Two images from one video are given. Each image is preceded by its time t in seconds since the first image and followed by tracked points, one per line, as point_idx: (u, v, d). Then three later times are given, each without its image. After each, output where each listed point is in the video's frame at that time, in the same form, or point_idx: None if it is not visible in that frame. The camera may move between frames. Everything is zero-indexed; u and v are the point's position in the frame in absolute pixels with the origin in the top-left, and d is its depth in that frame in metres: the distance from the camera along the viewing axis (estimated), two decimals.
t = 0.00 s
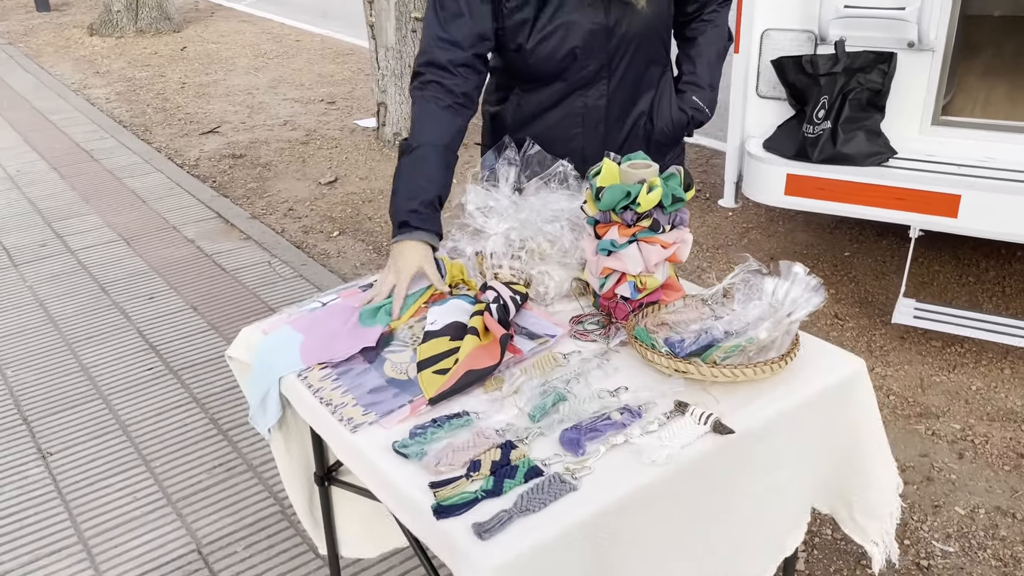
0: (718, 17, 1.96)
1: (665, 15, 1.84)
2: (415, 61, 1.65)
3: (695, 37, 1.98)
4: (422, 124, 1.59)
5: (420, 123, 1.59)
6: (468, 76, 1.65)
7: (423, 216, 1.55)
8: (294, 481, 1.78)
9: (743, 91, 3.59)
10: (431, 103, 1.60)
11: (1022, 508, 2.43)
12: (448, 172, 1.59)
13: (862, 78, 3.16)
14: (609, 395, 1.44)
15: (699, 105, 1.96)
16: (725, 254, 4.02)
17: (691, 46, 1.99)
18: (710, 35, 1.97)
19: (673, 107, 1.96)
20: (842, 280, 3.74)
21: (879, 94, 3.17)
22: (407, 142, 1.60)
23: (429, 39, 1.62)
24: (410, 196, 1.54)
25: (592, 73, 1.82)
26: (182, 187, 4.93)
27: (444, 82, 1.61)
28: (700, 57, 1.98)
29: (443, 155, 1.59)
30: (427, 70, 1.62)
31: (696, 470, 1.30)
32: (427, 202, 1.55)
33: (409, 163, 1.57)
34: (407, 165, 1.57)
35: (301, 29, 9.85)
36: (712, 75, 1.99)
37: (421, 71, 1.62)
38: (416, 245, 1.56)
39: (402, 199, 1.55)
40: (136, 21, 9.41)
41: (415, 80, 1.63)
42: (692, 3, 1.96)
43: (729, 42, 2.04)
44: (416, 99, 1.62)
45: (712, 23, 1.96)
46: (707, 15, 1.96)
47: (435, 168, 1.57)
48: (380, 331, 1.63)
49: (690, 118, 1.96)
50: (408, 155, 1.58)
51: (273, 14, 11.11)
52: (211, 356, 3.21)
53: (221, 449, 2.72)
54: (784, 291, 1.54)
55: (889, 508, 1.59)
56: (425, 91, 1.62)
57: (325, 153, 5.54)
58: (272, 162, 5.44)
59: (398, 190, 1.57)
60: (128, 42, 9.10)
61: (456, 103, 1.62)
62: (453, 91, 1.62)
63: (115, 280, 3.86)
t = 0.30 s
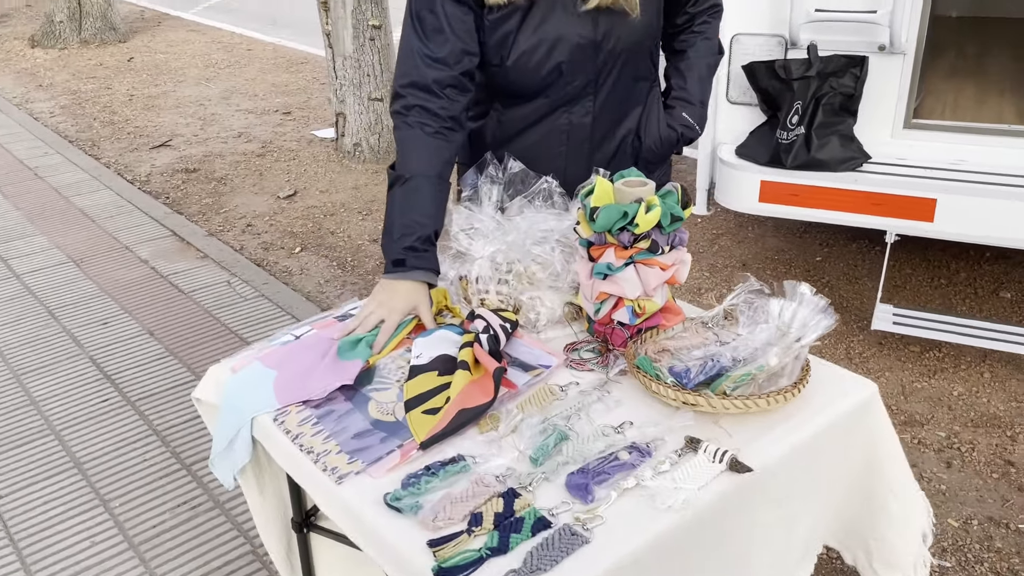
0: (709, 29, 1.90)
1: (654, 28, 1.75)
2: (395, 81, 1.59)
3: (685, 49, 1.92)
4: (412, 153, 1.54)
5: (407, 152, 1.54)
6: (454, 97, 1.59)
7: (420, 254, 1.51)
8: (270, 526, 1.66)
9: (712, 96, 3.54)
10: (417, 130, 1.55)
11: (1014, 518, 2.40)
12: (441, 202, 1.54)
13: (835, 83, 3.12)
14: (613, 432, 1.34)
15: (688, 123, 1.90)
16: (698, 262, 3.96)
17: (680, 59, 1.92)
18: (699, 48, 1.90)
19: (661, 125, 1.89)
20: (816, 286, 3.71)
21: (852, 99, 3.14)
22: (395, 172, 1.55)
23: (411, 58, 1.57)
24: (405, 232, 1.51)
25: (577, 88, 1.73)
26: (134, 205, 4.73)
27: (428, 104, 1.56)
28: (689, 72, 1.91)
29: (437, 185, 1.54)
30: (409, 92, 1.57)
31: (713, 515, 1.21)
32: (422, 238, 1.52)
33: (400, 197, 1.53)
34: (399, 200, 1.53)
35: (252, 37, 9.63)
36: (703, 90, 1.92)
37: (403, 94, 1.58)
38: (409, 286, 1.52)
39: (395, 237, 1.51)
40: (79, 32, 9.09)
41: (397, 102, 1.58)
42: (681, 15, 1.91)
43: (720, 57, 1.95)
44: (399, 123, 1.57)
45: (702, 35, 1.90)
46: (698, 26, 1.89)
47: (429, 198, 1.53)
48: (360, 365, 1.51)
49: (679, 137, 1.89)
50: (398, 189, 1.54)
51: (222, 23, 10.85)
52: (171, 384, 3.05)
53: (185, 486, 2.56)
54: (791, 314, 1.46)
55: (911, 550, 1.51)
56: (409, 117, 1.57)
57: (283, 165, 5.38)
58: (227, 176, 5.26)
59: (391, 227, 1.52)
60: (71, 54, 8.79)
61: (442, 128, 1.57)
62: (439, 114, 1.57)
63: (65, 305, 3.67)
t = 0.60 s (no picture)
0: (705, 66, 1.84)
1: (653, 76, 1.74)
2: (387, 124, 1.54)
3: (682, 87, 1.86)
4: (409, 190, 1.47)
5: (404, 190, 1.47)
6: (450, 143, 1.55)
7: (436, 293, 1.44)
8: None
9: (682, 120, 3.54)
10: (417, 170, 1.49)
11: (1006, 537, 2.42)
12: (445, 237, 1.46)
13: (805, 106, 3.16)
14: (641, 482, 1.30)
15: (687, 160, 1.86)
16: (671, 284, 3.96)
17: (677, 96, 1.87)
18: (696, 85, 1.85)
19: (659, 162, 1.85)
20: (789, 306, 3.73)
21: (822, 122, 3.18)
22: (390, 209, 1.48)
23: (406, 103, 1.52)
24: (413, 264, 1.39)
25: (577, 132, 1.73)
26: (86, 241, 4.56)
27: (425, 149, 1.51)
28: (688, 109, 1.86)
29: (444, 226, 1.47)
30: (403, 134, 1.51)
31: (754, 566, 1.17)
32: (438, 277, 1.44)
33: (400, 231, 1.43)
34: (399, 234, 1.44)
35: (198, 63, 9.45)
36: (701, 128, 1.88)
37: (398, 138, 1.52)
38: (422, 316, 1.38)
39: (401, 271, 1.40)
40: (17, 60, 8.80)
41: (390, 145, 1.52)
42: (678, 54, 1.83)
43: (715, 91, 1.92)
44: (393, 165, 1.51)
45: (697, 71, 1.84)
46: (694, 64, 1.83)
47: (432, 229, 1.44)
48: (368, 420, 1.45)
49: (678, 176, 1.85)
50: (396, 225, 1.45)
51: (165, 48, 10.63)
52: (139, 432, 2.92)
53: (162, 541, 2.44)
54: (808, 350, 1.43)
55: None
56: (408, 158, 1.50)
57: (241, 195, 5.25)
58: (183, 208, 5.11)
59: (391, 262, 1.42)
60: (9, 83, 8.50)
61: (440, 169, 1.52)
62: (436, 158, 1.52)
63: (19, 350, 3.49)
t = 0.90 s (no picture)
0: (706, 106, 1.85)
1: (660, 122, 1.80)
2: (419, 167, 1.58)
3: (683, 127, 1.86)
4: (460, 242, 1.51)
5: (451, 240, 1.51)
6: (483, 187, 1.61)
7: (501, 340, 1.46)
8: None
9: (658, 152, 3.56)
10: (456, 217, 1.54)
11: (998, 554, 2.48)
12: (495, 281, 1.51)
13: (782, 137, 3.25)
14: (683, 524, 1.31)
15: (694, 199, 1.89)
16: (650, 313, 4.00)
17: (680, 135, 1.86)
18: (698, 123, 1.86)
19: (667, 201, 1.90)
20: (767, 331, 3.80)
21: (797, 152, 3.27)
22: (437, 261, 1.52)
23: (438, 148, 1.57)
24: (482, 316, 1.44)
25: (590, 177, 1.80)
26: (51, 283, 4.44)
27: (463, 194, 1.56)
28: (692, 149, 1.87)
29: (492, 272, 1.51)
30: (442, 181, 1.56)
31: None
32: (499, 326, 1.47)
33: (459, 285, 1.48)
34: (456, 286, 1.48)
35: (151, 97, 9.31)
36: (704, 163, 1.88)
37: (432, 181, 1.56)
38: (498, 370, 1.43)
39: (469, 323, 1.45)
40: None
41: (427, 190, 1.56)
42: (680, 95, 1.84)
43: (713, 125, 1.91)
44: (432, 213, 1.54)
45: (699, 110, 1.85)
46: (696, 104, 1.84)
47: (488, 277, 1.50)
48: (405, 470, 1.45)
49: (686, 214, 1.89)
50: (450, 280, 1.49)
51: (116, 82, 10.46)
52: (124, 482, 2.84)
53: None
54: (834, 386, 1.47)
55: None
56: (443, 203, 1.55)
57: (208, 232, 5.18)
58: (149, 246, 5.01)
59: (452, 314, 1.47)
60: None
61: (478, 213, 1.57)
62: (474, 200, 1.58)
63: None
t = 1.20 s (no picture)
0: (681, 140, 1.97)
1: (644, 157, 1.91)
2: (420, 206, 1.65)
3: (660, 160, 1.97)
4: (463, 273, 1.59)
5: (454, 271, 1.59)
6: (481, 223, 1.68)
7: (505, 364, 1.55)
8: None
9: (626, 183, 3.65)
10: (457, 251, 1.62)
11: (967, 562, 2.61)
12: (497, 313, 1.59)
13: (747, 167, 3.38)
14: (687, 538, 1.39)
15: (674, 228, 1.99)
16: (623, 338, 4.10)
17: (657, 169, 1.97)
18: (676, 156, 1.98)
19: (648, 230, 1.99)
20: (737, 352, 3.92)
21: (762, 180, 3.40)
22: (443, 293, 1.60)
23: (438, 186, 1.64)
24: (487, 343, 1.53)
25: (578, 208, 1.90)
26: (22, 322, 4.40)
27: (463, 229, 1.64)
28: (670, 181, 1.98)
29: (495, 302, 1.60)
30: (444, 217, 1.64)
31: None
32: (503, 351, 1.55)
33: (465, 313, 1.56)
34: (461, 317, 1.56)
35: (112, 131, 9.26)
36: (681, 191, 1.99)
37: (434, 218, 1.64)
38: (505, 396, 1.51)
39: (475, 351, 1.53)
40: None
41: (430, 226, 1.64)
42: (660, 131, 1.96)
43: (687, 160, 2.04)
44: (436, 247, 1.62)
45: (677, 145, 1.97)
46: (673, 139, 1.96)
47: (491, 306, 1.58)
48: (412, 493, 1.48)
49: (667, 242, 1.98)
50: (455, 309, 1.57)
51: (74, 116, 10.38)
52: (111, 523, 2.85)
53: None
54: (819, 404, 1.57)
55: None
56: (446, 239, 1.63)
57: (180, 267, 5.17)
58: (120, 282, 4.99)
59: (458, 342, 1.55)
60: None
61: (478, 246, 1.66)
62: (473, 235, 1.65)
63: None
